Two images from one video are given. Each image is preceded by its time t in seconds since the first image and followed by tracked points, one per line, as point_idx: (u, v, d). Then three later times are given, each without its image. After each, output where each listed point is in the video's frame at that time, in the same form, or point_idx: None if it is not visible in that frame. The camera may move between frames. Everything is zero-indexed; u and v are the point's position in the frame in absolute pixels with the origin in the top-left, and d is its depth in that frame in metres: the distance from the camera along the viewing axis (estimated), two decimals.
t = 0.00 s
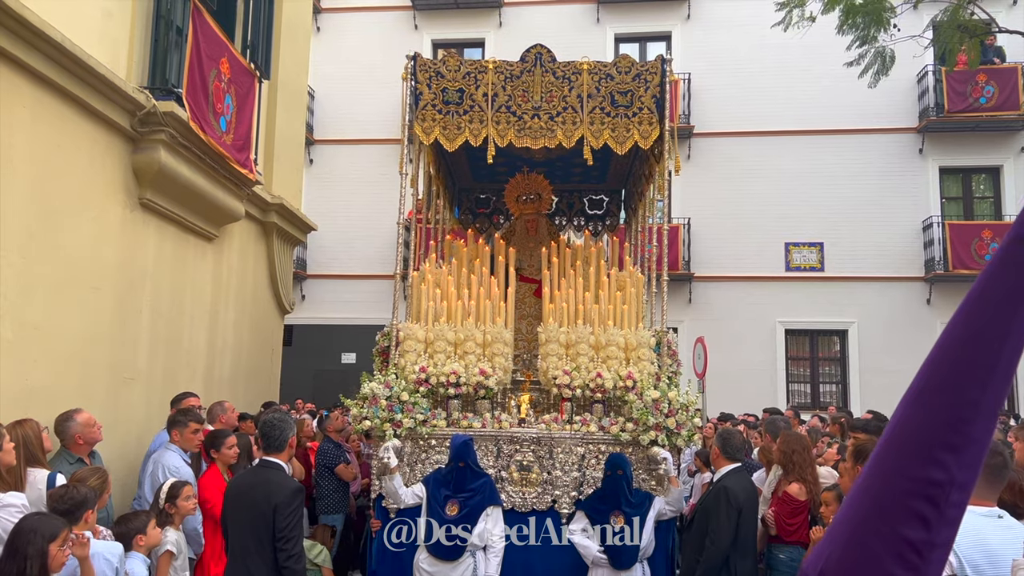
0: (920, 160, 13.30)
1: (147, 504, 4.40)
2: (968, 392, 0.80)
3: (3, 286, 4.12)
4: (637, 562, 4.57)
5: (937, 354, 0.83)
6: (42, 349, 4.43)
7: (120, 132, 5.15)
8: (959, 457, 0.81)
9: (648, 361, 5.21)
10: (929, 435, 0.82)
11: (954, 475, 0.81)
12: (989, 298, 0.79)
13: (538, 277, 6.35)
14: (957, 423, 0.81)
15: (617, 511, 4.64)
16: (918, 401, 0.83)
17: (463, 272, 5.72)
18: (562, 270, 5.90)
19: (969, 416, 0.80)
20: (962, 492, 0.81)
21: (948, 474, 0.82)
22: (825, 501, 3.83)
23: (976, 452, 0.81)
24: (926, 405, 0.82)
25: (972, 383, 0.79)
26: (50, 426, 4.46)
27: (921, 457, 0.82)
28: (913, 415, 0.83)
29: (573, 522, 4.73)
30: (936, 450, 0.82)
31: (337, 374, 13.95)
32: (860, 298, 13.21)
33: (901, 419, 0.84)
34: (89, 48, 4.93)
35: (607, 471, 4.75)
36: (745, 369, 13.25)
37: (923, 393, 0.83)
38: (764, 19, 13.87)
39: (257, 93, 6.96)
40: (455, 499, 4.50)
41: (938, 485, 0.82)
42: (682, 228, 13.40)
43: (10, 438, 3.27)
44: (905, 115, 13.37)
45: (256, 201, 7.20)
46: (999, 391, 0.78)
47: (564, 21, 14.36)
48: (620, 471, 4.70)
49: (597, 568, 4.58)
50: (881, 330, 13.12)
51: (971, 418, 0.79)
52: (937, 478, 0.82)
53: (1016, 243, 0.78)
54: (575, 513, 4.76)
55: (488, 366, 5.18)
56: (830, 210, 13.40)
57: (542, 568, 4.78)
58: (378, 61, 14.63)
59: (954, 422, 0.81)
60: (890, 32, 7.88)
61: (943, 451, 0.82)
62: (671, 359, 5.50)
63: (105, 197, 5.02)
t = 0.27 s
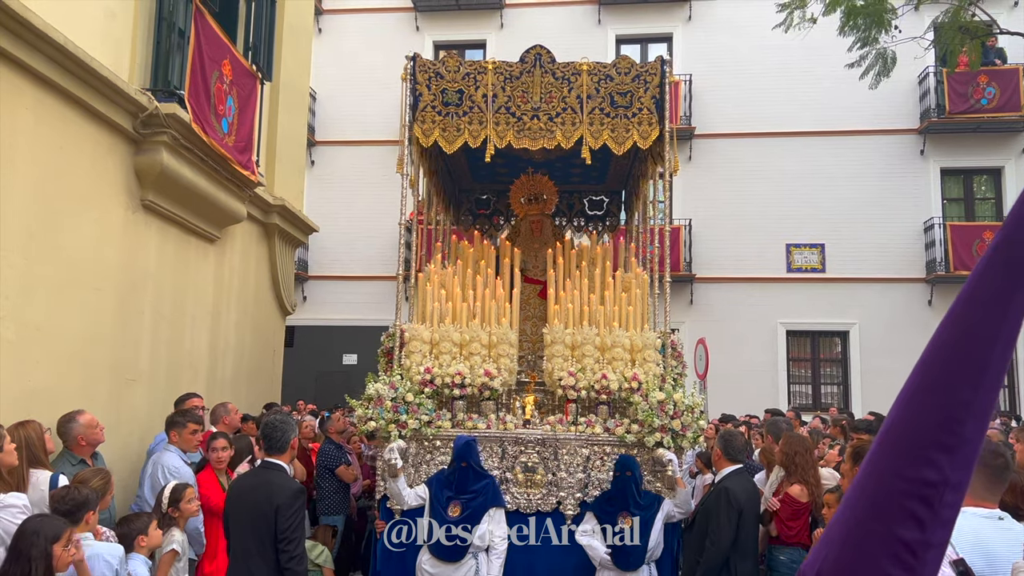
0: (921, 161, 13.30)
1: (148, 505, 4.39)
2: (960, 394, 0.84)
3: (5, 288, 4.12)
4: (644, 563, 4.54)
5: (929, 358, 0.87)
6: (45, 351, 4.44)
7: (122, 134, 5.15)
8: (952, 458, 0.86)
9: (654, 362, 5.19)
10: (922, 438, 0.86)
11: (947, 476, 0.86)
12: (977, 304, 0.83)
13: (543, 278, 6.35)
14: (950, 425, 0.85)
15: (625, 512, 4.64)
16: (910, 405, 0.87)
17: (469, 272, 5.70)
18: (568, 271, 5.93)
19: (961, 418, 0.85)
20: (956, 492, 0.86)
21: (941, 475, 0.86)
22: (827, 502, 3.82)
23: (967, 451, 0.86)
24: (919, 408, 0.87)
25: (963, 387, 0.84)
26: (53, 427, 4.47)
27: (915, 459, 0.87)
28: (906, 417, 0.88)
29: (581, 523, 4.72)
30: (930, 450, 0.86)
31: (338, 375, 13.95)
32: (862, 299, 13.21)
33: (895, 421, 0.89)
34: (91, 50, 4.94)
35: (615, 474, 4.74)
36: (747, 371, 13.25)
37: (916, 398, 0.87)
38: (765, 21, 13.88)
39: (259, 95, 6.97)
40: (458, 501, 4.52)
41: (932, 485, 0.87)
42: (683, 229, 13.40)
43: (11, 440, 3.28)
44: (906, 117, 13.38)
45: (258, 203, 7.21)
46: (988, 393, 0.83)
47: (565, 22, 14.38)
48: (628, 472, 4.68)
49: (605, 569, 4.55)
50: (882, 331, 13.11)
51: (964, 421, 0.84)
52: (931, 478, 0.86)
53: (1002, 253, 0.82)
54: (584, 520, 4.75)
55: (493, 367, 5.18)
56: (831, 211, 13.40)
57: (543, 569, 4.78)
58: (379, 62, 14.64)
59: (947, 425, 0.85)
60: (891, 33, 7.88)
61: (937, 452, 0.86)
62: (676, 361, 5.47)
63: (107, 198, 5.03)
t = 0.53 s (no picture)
0: (922, 163, 13.31)
1: (150, 506, 4.40)
2: (961, 395, 0.85)
3: (10, 289, 4.14)
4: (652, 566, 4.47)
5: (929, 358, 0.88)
6: (50, 352, 4.46)
7: (126, 136, 5.17)
8: (952, 459, 0.86)
9: (656, 363, 5.20)
10: (923, 438, 0.87)
11: (947, 476, 0.87)
12: (978, 304, 0.84)
13: (545, 280, 6.37)
14: (951, 425, 0.86)
15: (632, 514, 4.61)
16: (910, 406, 0.88)
17: (471, 275, 5.73)
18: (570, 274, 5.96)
19: (962, 418, 0.85)
20: (956, 491, 0.86)
21: (941, 474, 0.87)
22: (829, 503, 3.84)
23: (968, 451, 0.86)
24: (919, 409, 0.87)
25: (964, 388, 0.85)
26: (57, 429, 4.49)
27: (915, 461, 0.87)
28: (907, 418, 0.88)
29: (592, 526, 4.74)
30: (930, 451, 0.86)
31: (340, 376, 13.96)
32: (863, 301, 13.22)
33: (897, 422, 0.89)
34: (96, 53, 4.96)
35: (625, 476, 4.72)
36: (748, 372, 13.26)
37: (917, 399, 0.87)
38: (766, 23, 13.91)
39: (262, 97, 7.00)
40: (461, 500, 4.51)
41: (933, 485, 0.87)
42: (684, 231, 13.41)
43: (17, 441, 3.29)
44: (907, 118, 13.39)
45: (261, 205, 7.23)
46: (990, 394, 0.84)
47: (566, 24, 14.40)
48: (637, 474, 4.66)
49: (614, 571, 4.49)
50: (883, 333, 13.11)
51: (964, 421, 0.84)
52: (932, 478, 0.87)
53: (1003, 253, 0.82)
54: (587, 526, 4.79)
55: (496, 369, 5.18)
56: (832, 213, 13.41)
57: (546, 569, 4.79)
58: (381, 64, 14.66)
59: (947, 425, 0.86)
60: (892, 36, 7.89)
61: (936, 451, 0.87)
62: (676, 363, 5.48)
63: (111, 200, 5.05)
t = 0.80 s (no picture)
0: (923, 165, 13.33)
1: (152, 507, 4.40)
2: (958, 395, 0.87)
3: (14, 293, 4.15)
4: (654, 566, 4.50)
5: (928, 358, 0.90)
6: (53, 355, 4.47)
7: (129, 139, 5.18)
8: (948, 459, 0.88)
9: (653, 365, 5.21)
10: (921, 438, 0.88)
11: (944, 475, 0.88)
12: (974, 305, 0.86)
13: (543, 281, 6.39)
14: (948, 425, 0.87)
15: (636, 516, 4.60)
16: (908, 406, 0.90)
17: (468, 276, 5.76)
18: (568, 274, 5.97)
19: (959, 418, 0.87)
20: (954, 490, 0.88)
21: (940, 473, 0.88)
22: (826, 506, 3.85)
23: (966, 450, 0.88)
24: (916, 409, 0.89)
25: (961, 388, 0.86)
26: (61, 430, 4.51)
27: (913, 460, 0.89)
28: (906, 417, 0.90)
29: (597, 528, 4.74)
30: (928, 450, 0.88)
31: (340, 378, 13.98)
32: (863, 303, 13.22)
33: (895, 422, 0.91)
34: (100, 56, 4.98)
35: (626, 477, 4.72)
36: (748, 374, 13.27)
37: (914, 399, 0.89)
38: (766, 25, 13.94)
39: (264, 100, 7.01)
40: (464, 498, 4.50)
41: (931, 485, 0.88)
42: (685, 233, 13.42)
43: (23, 443, 3.31)
44: (907, 121, 13.41)
45: (263, 207, 7.25)
46: (986, 393, 0.85)
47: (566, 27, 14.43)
48: (639, 476, 4.66)
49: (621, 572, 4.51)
50: (884, 335, 13.13)
51: (960, 419, 0.86)
52: (930, 477, 0.88)
53: (997, 255, 0.84)
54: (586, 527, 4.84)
55: (491, 370, 5.19)
56: (833, 215, 13.43)
57: (545, 568, 4.79)
58: (382, 66, 14.69)
59: (945, 425, 0.87)
60: (892, 39, 7.92)
61: (934, 451, 0.88)
62: (676, 364, 5.49)
63: (115, 203, 5.07)
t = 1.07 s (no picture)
0: (922, 167, 13.34)
1: (153, 510, 4.38)
2: (957, 396, 0.87)
3: (17, 295, 4.16)
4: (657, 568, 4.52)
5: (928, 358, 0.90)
6: (55, 357, 4.48)
7: (131, 141, 5.19)
8: (949, 461, 0.88)
9: (650, 367, 5.24)
10: (922, 439, 0.89)
11: (944, 475, 0.89)
12: (974, 305, 0.86)
13: (542, 283, 6.40)
14: (947, 426, 0.88)
15: (636, 518, 4.64)
16: (907, 409, 0.90)
17: (466, 277, 5.77)
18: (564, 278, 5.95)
19: (958, 418, 0.87)
20: (953, 491, 0.88)
21: (939, 474, 0.89)
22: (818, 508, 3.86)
23: (965, 451, 0.88)
24: (916, 410, 0.89)
25: (960, 389, 0.87)
26: (64, 432, 4.51)
27: (912, 461, 0.89)
28: (905, 419, 0.90)
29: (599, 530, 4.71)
30: (927, 451, 0.89)
31: (340, 380, 13.98)
32: (863, 305, 13.23)
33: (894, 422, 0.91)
34: (102, 59, 4.99)
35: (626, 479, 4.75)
36: (748, 376, 13.27)
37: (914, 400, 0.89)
38: (766, 28, 13.96)
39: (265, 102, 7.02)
40: (466, 499, 4.51)
41: (930, 485, 0.89)
42: (685, 235, 13.44)
43: (26, 444, 3.32)
44: (907, 123, 13.43)
45: (264, 209, 7.26)
46: (986, 394, 0.86)
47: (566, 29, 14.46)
48: (639, 478, 4.69)
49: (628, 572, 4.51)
50: (884, 337, 13.13)
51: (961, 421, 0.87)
52: (929, 478, 0.89)
53: (997, 254, 0.84)
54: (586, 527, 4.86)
55: (489, 372, 5.19)
56: (833, 217, 13.44)
57: (543, 568, 4.81)
58: (382, 69, 14.71)
59: (943, 426, 0.88)
60: (891, 41, 7.93)
61: (934, 452, 0.89)
62: (674, 366, 5.50)
63: (117, 205, 5.08)
